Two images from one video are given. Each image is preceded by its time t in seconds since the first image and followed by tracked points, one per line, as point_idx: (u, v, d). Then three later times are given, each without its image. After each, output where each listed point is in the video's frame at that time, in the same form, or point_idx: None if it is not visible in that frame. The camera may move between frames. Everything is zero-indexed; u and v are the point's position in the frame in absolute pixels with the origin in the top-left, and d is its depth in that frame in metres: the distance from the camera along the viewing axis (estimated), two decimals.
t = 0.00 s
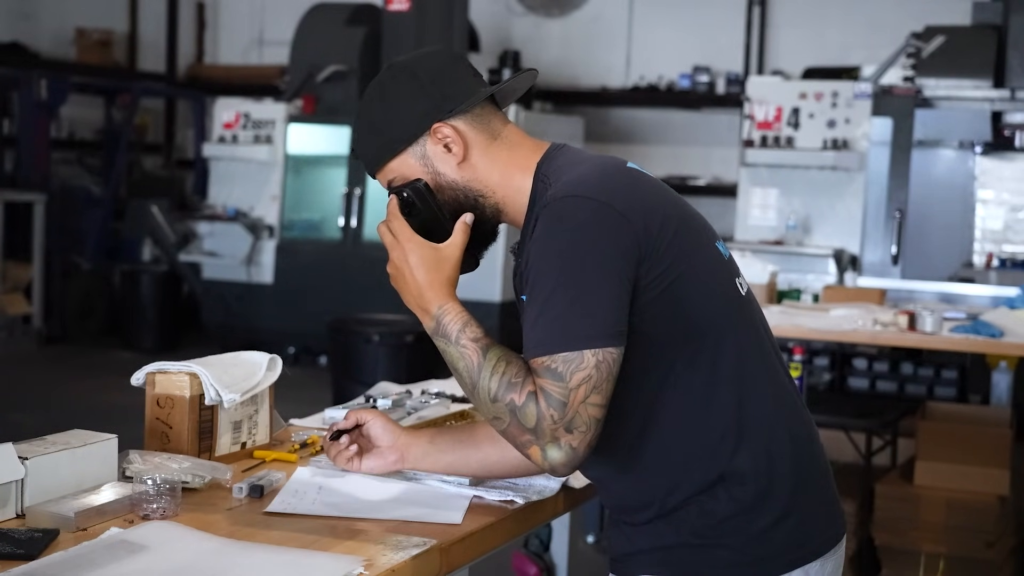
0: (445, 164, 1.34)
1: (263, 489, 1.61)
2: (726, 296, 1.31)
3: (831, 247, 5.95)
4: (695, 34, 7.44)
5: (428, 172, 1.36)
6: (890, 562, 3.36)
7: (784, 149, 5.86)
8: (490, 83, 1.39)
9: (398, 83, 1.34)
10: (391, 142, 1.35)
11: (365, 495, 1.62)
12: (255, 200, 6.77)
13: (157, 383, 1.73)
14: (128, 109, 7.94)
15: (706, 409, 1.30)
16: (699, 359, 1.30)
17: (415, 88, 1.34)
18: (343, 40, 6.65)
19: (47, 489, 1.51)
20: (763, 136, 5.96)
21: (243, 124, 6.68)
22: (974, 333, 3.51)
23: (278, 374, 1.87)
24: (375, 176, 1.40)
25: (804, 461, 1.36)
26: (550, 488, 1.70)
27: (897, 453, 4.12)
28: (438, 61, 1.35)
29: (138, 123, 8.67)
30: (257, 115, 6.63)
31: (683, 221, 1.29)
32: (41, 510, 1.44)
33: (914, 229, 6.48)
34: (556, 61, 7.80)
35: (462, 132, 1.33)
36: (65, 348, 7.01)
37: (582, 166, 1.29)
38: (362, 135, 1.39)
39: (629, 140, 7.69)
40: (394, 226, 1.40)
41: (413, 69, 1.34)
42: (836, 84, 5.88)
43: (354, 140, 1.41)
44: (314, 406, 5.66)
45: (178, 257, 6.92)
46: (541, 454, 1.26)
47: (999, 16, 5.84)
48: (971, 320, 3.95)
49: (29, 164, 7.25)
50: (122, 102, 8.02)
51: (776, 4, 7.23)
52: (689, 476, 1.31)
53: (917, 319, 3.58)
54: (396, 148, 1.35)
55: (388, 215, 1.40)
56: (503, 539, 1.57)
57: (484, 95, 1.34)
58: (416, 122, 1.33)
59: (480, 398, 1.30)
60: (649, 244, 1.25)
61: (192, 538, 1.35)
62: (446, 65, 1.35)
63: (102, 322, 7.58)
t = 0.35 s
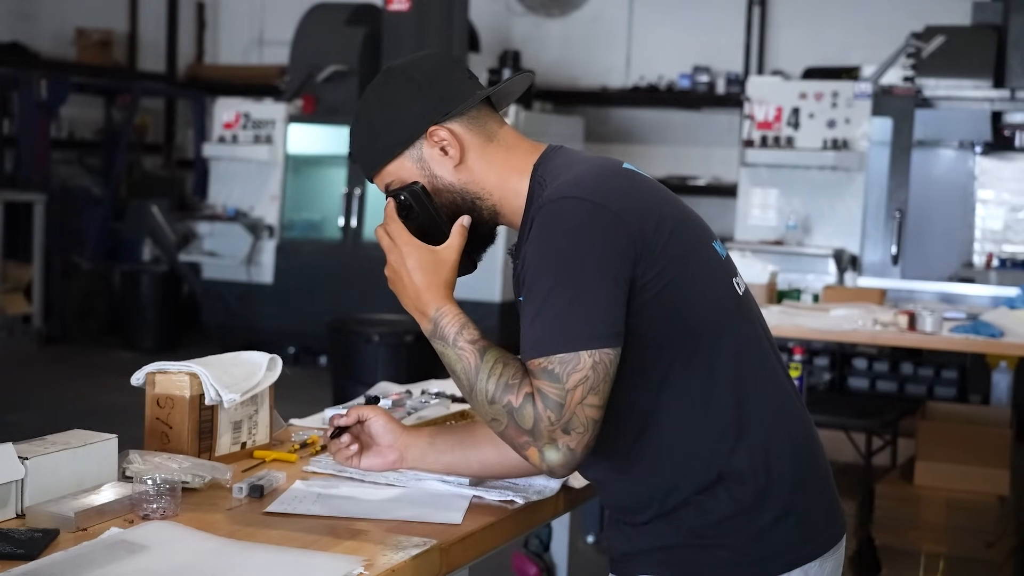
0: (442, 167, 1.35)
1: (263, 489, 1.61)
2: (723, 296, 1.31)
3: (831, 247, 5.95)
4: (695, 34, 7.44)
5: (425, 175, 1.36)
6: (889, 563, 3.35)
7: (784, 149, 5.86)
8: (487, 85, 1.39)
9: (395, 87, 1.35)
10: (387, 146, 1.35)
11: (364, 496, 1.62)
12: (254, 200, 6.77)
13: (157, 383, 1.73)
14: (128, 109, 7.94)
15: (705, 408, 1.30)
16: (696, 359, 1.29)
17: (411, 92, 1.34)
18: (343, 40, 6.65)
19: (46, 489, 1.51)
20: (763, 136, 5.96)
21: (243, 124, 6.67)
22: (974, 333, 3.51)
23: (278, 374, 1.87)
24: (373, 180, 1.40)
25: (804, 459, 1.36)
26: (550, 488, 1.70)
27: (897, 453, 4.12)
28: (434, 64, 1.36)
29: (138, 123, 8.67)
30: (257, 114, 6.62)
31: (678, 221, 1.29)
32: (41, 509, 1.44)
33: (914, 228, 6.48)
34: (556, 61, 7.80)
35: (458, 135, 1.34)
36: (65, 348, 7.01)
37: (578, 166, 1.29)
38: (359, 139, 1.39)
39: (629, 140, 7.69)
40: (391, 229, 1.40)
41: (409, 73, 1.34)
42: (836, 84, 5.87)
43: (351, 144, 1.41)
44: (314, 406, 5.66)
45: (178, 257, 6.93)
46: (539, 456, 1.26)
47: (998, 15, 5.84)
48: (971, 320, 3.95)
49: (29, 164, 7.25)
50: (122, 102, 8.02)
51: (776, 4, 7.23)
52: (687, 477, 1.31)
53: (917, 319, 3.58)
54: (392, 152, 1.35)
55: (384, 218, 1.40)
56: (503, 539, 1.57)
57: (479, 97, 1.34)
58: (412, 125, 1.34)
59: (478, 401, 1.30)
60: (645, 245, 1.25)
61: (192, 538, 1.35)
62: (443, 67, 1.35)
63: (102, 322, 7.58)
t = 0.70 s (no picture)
0: (438, 169, 1.35)
1: (263, 489, 1.61)
2: (720, 296, 1.31)
3: (832, 247, 5.94)
4: (695, 34, 7.44)
5: (421, 178, 1.36)
6: (889, 563, 3.36)
7: (784, 149, 5.86)
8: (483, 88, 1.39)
9: (389, 90, 1.35)
10: (384, 149, 1.36)
11: (364, 496, 1.62)
12: (254, 200, 6.77)
13: (157, 383, 1.73)
14: (128, 109, 7.94)
15: (701, 408, 1.30)
16: (693, 360, 1.30)
17: (407, 95, 1.34)
18: (342, 40, 6.65)
19: (47, 489, 1.51)
20: (763, 136, 5.95)
21: (243, 124, 6.67)
22: (974, 333, 3.51)
23: (278, 374, 1.87)
24: (369, 184, 1.40)
25: (801, 459, 1.36)
26: (550, 488, 1.70)
27: (897, 453, 4.12)
28: (428, 66, 1.36)
29: (138, 123, 8.67)
30: (257, 114, 6.62)
31: (675, 222, 1.29)
32: (41, 509, 1.44)
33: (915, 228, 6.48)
34: (556, 61, 7.80)
35: (453, 137, 1.34)
36: (65, 348, 7.02)
37: (574, 168, 1.29)
38: (355, 142, 1.39)
39: (629, 140, 7.69)
40: (387, 233, 1.39)
41: (404, 77, 1.35)
42: (836, 84, 5.86)
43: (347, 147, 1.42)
44: (315, 406, 5.66)
45: (178, 257, 6.93)
46: (537, 457, 1.26)
47: (998, 16, 5.85)
48: (971, 320, 3.95)
49: (29, 164, 7.25)
50: (122, 102, 8.03)
51: (776, 4, 7.23)
52: (684, 477, 1.31)
53: (917, 319, 3.58)
54: (388, 155, 1.35)
55: (381, 222, 1.40)
56: (503, 539, 1.57)
57: (474, 99, 1.35)
58: (408, 128, 1.34)
59: (475, 403, 1.30)
60: (641, 246, 1.25)
61: (192, 538, 1.35)
62: (438, 70, 1.36)
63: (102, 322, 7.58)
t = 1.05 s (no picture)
0: (441, 162, 1.35)
1: (263, 489, 1.61)
2: (718, 295, 1.31)
3: (832, 247, 5.94)
4: (695, 34, 7.44)
5: (425, 170, 1.36)
6: (890, 563, 3.36)
7: (784, 149, 5.86)
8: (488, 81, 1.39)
9: (392, 84, 1.35)
10: (387, 141, 1.36)
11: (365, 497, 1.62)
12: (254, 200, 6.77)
13: (157, 383, 1.73)
14: (128, 109, 7.95)
15: (699, 406, 1.30)
16: (691, 356, 1.30)
17: (409, 90, 1.34)
18: (343, 41, 6.65)
19: (46, 490, 1.51)
20: (763, 136, 5.95)
21: (243, 124, 6.68)
22: (974, 333, 3.51)
23: (278, 374, 1.87)
24: (373, 176, 1.40)
25: (797, 458, 1.36)
26: (550, 488, 1.70)
27: (897, 453, 4.12)
28: (432, 60, 1.35)
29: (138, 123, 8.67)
30: (257, 115, 6.63)
31: (674, 219, 1.29)
32: (40, 510, 1.44)
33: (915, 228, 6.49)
34: (556, 61, 7.81)
35: (458, 130, 1.34)
36: (65, 348, 7.02)
37: (574, 163, 1.30)
38: (360, 134, 1.39)
39: (629, 140, 7.70)
40: (389, 232, 1.38)
41: (408, 69, 1.34)
42: (836, 84, 5.87)
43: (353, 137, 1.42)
44: (315, 406, 5.66)
45: (178, 257, 6.93)
46: (540, 451, 1.26)
47: (998, 16, 5.86)
48: (971, 320, 3.95)
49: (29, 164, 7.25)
50: (122, 102, 8.03)
51: (776, 4, 7.23)
52: (681, 473, 1.31)
53: (917, 319, 3.58)
54: (392, 146, 1.36)
55: (382, 221, 1.39)
56: (503, 539, 1.57)
57: (477, 93, 1.34)
58: (412, 119, 1.34)
59: (476, 397, 1.30)
60: (640, 242, 1.25)
61: (192, 538, 1.35)
62: (443, 62, 1.35)
63: (102, 321, 7.58)
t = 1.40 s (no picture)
0: (457, 138, 1.34)
1: (264, 489, 1.61)
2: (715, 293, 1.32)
3: (831, 247, 5.94)
4: (695, 34, 7.44)
5: (439, 146, 1.35)
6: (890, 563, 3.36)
7: (784, 149, 5.85)
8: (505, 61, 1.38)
9: (414, 57, 1.34)
10: (405, 113, 1.34)
11: (365, 495, 1.62)
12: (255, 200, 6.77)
13: (157, 383, 1.73)
14: (128, 109, 7.94)
15: (690, 401, 1.31)
16: (685, 350, 1.30)
17: (431, 64, 1.33)
18: (342, 41, 6.65)
19: (46, 490, 1.51)
20: (763, 136, 5.95)
21: (243, 124, 6.68)
22: (974, 333, 3.51)
23: (278, 374, 1.87)
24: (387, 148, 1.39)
25: (781, 462, 1.37)
26: (550, 488, 1.70)
27: (897, 453, 4.12)
28: (455, 37, 1.35)
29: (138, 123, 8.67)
30: (257, 115, 6.63)
31: (677, 214, 1.30)
32: (40, 509, 1.44)
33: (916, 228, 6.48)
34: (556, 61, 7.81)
35: (475, 108, 1.33)
36: (65, 348, 7.02)
37: (581, 152, 1.30)
38: (377, 105, 1.38)
39: (629, 140, 7.70)
40: (393, 218, 1.40)
41: (429, 44, 1.34)
42: (836, 84, 5.86)
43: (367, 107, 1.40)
44: (315, 406, 5.66)
45: (178, 257, 6.94)
46: (538, 435, 1.26)
47: (999, 16, 5.86)
48: (971, 320, 3.95)
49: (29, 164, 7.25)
50: (122, 102, 8.02)
51: (776, 4, 7.23)
52: (668, 465, 1.32)
53: (917, 319, 3.57)
54: (408, 118, 1.34)
55: (388, 207, 1.41)
56: (503, 539, 1.57)
57: (498, 72, 1.34)
58: (430, 94, 1.33)
59: (477, 381, 1.30)
60: (643, 234, 1.26)
61: (192, 539, 1.35)
62: (463, 40, 1.35)
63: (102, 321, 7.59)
